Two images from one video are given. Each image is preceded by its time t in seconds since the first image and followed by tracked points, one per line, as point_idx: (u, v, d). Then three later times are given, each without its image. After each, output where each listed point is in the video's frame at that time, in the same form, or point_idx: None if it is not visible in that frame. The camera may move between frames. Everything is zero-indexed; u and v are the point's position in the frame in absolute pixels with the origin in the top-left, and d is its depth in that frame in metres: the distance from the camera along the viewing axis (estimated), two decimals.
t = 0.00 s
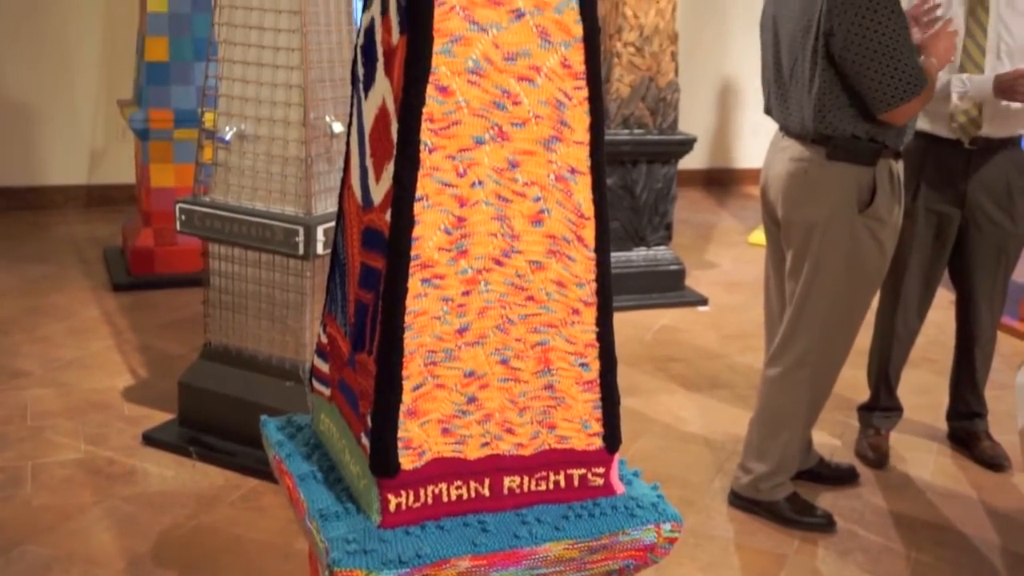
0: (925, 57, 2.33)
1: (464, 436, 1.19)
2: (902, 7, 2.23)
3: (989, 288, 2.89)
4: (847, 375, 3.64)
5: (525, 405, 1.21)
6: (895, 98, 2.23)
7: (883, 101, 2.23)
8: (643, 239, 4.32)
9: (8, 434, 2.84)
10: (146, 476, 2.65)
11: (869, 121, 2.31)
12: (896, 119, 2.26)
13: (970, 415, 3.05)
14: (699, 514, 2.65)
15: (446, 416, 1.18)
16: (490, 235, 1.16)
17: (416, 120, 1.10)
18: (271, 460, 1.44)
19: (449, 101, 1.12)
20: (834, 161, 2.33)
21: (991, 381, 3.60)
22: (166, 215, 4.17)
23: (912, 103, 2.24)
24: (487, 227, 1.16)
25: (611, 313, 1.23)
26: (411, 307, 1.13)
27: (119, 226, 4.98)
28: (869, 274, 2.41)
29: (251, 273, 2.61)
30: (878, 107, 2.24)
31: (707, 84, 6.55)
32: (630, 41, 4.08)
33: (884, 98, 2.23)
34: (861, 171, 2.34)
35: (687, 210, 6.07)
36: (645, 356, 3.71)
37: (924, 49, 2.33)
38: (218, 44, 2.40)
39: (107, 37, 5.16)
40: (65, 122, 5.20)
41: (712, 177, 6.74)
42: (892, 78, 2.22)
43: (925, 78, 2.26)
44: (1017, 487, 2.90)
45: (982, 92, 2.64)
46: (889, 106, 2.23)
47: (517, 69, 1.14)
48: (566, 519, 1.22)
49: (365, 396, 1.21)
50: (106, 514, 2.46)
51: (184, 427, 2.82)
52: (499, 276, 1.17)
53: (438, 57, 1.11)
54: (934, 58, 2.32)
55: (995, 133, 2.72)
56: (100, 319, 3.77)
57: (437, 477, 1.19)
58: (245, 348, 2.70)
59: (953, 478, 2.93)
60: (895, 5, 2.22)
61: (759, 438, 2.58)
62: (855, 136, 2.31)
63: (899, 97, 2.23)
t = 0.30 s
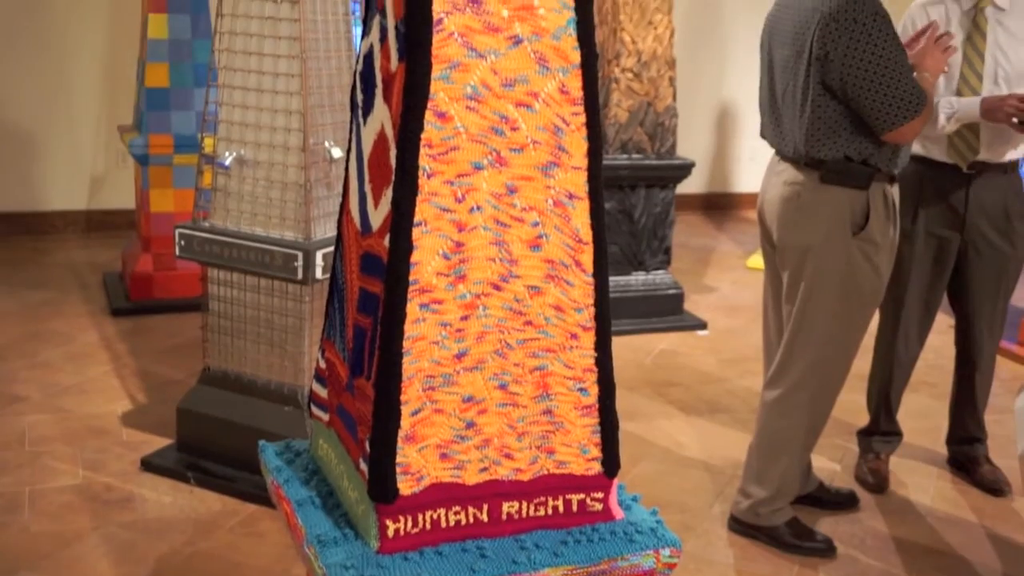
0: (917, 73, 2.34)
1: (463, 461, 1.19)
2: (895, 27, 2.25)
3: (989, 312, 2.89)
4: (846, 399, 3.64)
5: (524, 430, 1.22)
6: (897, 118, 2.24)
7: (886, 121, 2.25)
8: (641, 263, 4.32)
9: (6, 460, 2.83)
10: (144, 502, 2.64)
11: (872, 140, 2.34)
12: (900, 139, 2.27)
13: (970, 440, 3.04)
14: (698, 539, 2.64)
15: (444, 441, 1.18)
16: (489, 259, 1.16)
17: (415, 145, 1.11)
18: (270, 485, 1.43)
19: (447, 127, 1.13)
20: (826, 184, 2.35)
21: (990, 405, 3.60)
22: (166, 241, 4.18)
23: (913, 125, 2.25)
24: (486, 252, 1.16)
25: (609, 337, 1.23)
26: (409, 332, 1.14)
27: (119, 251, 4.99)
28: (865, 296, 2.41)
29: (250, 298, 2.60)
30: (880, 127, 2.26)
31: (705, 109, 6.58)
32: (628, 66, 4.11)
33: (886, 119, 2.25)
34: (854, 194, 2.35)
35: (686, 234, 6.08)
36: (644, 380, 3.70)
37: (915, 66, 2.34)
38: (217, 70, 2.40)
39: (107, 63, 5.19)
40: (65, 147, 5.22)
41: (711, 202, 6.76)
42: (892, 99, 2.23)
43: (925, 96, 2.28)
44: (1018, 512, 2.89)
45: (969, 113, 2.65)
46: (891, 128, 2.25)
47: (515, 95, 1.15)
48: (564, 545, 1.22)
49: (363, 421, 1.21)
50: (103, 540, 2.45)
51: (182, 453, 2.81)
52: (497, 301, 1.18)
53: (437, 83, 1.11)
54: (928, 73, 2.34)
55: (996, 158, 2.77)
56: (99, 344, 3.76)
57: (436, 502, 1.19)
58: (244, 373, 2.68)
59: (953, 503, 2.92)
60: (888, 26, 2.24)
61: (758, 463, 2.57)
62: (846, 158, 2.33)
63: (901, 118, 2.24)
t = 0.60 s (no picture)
0: (911, 95, 2.33)
1: (462, 484, 1.19)
2: (888, 49, 2.26)
3: (989, 333, 2.89)
4: (846, 421, 3.63)
5: (523, 452, 1.22)
6: (890, 139, 2.25)
7: (879, 142, 2.26)
8: (641, 285, 4.32)
9: (3, 482, 2.82)
10: (142, 525, 2.63)
11: (866, 161, 2.34)
12: (894, 160, 2.28)
13: (970, 462, 3.03)
14: (698, 562, 2.63)
15: (443, 464, 1.18)
16: (488, 281, 1.17)
17: (415, 168, 1.11)
18: (269, 509, 1.43)
19: (446, 149, 1.13)
20: (821, 206, 2.36)
21: (990, 427, 3.59)
22: (166, 263, 4.18)
23: (906, 146, 2.26)
24: (485, 273, 1.16)
25: (608, 359, 1.23)
26: (408, 355, 1.14)
27: (119, 273, 4.99)
28: (862, 317, 2.41)
29: (249, 320, 2.58)
30: (873, 148, 2.27)
31: (703, 131, 6.60)
32: (627, 88, 4.12)
33: (878, 140, 2.25)
34: (850, 215, 2.36)
35: (685, 256, 6.09)
36: (643, 402, 3.70)
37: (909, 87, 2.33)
38: (217, 92, 2.40)
39: (108, 87, 5.21)
40: (65, 170, 5.23)
41: (710, 223, 6.77)
42: (884, 119, 2.24)
43: (919, 117, 2.28)
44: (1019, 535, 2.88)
45: (959, 131, 2.69)
46: (884, 148, 2.26)
47: (513, 118, 1.15)
48: (564, 568, 1.21)
49: (362, 444, 1.20)
50: (101, 564, 2.44)
51: (180, 475, 2.81)
52: (496, 323, 1.18)
53: (436, 106, 1.12)
54: (922, 94, 2.33)
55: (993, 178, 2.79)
56: (98, 366, 3.76)
57: (434, 525, 1.19)
58: (242, 396, 2.66)
59: (954, 525, 2.91)
60: (882, 48, 2.26)
61: (758, 485, 2.57)
62: (840, 179, 2.34)
63: (894, 139, 2.25)
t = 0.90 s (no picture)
0: (910, 117, 2.35)
1: (461, 508, 1.23)
2: (882, 72, 2.28)
3: (990, 356, 2.89)
4: (846, 443, 3.63)
5: (523, 475, 1.25)
6: (886, 160, 2.26)
7: (874, 164, 2.27)
8: (640, 307, 4.32)
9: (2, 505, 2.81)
10: (140, 548, 2.62)
11: (862, 184, 2.35)
12: (890, 181, 2.29)
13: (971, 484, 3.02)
14: None
15: (443, 487, 1.22)
16: (488, 305, 1.21)
17: (415, 192, 1.15)
18: (268, 532, 1.43)
19: (446, 173, 1.17)
20: (818, 229, 2.37)
21: (991, 449, 3.58)
22: (166, 285, 4.18)
23: (901, 167, 2.27)
24: (485, 297, 1.21)
25: (607, 383, 1.27)
26: (408, 378, 1.18)
27: (118, 296, 4.99)
28: (860, 339, 2.42)
29: (250, 342, 2.58)
30: (870, 170, 2.28)
31: (702, 154, 6.62)
32: (626, 111, 4.14)
33: (874, 161, 2.26)
34: (847, 238, 2.37)
35: (684, 278, 6.09)
36: (643, 425, 3.69)
37: (908, 110, 2.35)
38: (218, 115, 2.41)
39: (110, 110, 5.23)
40: (65, 193, 5.24)
41: (709, 246, 6.77)
42: (879, 141, 2.25)
43: (914, 139, 2.29)
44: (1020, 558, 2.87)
45: (946, 149, 2.74)
46: (880, 169, 2.27)
47: (513, 142, 1.20)
48: None
49: (361, 467, 1.22)
50: None
51: (179, 498, 2.80)
52: (496, 346, 1.22)
53: (437, 130, 1.16)
54: (920, 116, 2.34)
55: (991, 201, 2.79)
56: (97, 389, 3.75)
57: (434, 548, 1.22)
58: (241, 419, 2.66)
59: (955, 548, 2.90)
60: (875, 71, 2.27)
61: (758, 507, 2.56)
62: (835, 202, 2.35)
63: (889, 160, 2.26)
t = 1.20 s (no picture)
0: (911, 135, 2.36)
1: (460, 535, 1.24)
2: (881, 96, 2.29)
3: (990, 383, 2.89)
4: (847, 469, 3.62)
5: (522, 502, 1.26)
6: (890, 183, 2.27)
7: (879, 187, 2.28)
8: (639, 332, 4.32)
9: None
10: None
11: (867, 208, 2.36)
12: (896, 204, 2.30)
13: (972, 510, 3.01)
14: None
15: (442, 514, 1.22)
16: (487, 331, 1.22)
17: (415, 219, 1.16)
18: (267, 559, 1.43)
19: (446, 200, 1.18)
20: (817, 255, 2.39)
21: (992, 475, 3.58)
22: (166, 311, 4.19)
23: (904, 190, 2.28)
24: (484, 323, 1.21)
25: (607, 410, 1.28)
26: (408, 405, 1.19)
27: (118, 321, 4.99)
28: (860, 364, 2.43)
29: (250, 368, 2.57)
30: (874, 193, 2.29)
31: (701, 179, 6.64)
32: (625, 137, 4.15)
33: (879, 185, 2.28)
34: (845, 263, 2.39)
35: (684, 303, 6.10)
36: (643, 450, 3.68)
37: (908, 127, 2.37)
38: (218, 141, 2.41)
39: (110, 136, 5.26)
40: (65, 218, 5.26)
41: (708, 271, 6.78)
42: (883, 166, 2.27)
43: (919, 159, 2.30)
44: None
45: (939, 172, 2.78)
46: (884, 192, 2.28)
47: (512, 169, 1.21)
48: None
49: (360, 494, 1.23)
50: None
51: (178, 525, 2.78)
52: (495, 373, 1.23)
53: (436, 157, 1.17)
54: (920, 133, 2.36)
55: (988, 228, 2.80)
56: (96, 415, 3.74)
57: None
58: (240, 445, 2.65)
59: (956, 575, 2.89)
60: (875, 96, 2.29)
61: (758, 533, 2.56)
62: (837, 226, 2.36)
63: (892, 183, 2.27)
